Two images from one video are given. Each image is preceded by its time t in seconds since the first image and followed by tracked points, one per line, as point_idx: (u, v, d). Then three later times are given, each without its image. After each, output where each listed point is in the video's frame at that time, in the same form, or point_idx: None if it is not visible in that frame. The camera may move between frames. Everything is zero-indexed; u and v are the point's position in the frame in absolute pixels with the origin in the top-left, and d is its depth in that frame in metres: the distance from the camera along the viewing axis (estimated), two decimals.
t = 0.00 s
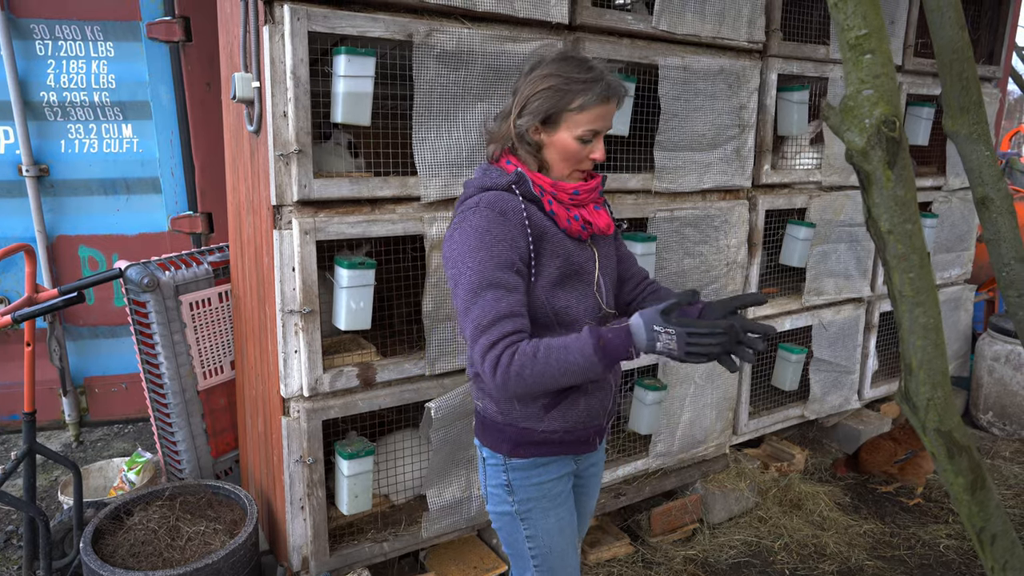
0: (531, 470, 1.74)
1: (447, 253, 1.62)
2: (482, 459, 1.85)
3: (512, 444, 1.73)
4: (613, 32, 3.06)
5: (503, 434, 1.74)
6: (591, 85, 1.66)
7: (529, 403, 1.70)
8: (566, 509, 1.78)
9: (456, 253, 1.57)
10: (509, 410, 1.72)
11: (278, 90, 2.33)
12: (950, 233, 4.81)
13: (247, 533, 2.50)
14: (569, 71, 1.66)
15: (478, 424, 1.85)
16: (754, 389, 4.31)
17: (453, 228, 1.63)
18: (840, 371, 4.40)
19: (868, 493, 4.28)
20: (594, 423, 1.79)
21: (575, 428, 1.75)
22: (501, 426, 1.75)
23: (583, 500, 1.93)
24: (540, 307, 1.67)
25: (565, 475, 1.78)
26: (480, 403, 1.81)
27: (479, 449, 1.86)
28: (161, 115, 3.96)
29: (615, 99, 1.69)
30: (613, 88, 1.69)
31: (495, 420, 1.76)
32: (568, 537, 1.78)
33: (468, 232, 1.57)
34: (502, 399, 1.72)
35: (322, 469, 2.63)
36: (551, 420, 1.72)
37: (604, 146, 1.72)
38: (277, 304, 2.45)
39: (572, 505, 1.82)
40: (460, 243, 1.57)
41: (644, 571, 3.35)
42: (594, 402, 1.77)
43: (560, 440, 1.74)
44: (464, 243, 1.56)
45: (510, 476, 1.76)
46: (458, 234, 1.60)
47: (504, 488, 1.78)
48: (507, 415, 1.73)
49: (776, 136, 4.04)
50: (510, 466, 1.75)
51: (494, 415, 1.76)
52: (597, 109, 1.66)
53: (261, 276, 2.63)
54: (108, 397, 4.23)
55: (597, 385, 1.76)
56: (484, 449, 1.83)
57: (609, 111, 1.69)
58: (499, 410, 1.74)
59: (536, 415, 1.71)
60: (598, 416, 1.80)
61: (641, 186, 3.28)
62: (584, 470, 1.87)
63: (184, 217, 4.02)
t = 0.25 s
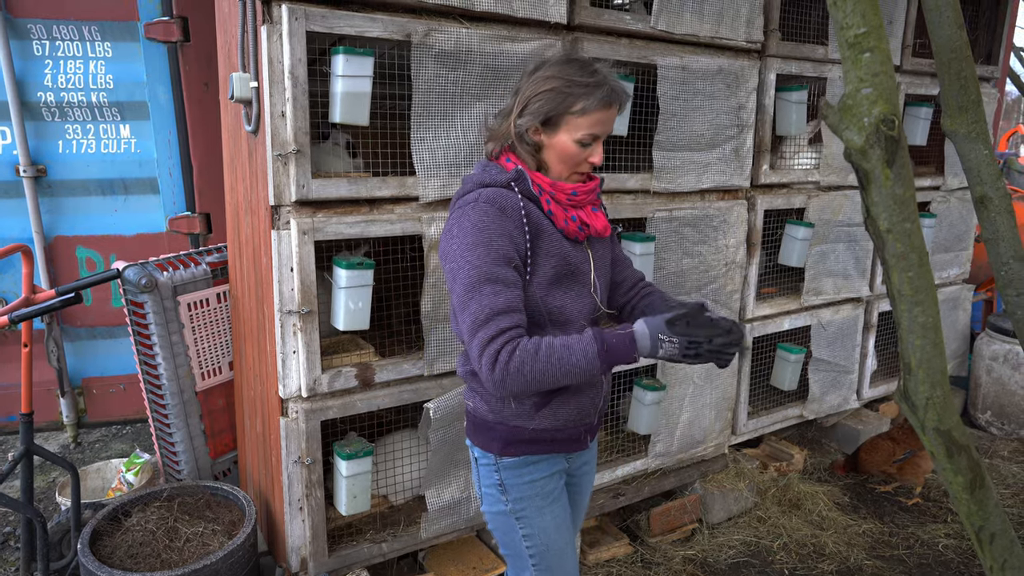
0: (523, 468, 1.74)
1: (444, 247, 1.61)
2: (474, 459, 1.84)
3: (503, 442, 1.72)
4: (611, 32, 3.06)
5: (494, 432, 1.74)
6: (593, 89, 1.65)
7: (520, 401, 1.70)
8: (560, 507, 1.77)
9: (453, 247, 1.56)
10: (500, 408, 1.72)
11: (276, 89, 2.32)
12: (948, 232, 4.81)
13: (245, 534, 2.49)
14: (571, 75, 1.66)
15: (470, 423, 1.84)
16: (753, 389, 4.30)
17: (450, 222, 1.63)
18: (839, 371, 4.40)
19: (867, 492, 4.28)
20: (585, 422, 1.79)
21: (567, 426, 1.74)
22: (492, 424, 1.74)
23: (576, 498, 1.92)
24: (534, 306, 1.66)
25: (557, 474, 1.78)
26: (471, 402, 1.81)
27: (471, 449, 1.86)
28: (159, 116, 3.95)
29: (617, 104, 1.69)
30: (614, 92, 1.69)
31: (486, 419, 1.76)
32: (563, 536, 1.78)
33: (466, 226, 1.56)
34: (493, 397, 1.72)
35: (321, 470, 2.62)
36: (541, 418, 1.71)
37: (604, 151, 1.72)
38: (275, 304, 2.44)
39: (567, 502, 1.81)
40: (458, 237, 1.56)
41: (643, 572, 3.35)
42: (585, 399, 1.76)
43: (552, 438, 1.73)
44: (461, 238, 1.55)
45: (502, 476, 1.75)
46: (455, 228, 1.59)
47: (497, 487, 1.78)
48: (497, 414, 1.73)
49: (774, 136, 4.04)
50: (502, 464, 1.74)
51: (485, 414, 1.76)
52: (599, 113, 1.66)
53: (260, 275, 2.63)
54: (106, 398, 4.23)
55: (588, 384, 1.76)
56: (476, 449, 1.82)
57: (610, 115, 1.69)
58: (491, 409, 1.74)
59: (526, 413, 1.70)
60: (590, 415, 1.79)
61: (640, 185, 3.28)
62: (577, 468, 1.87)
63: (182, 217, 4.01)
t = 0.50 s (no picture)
0: (519, 467, 1.73)
1: (441, 241, 1.60)
2: (469, 460, 1.84)
3: (498, 442, 1.71)
4: (610, 31, 3.06)
5: (489, 432, 1.73)
6: (600, 86, 1.64)
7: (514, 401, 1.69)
8: (558, 506, 1.77)
9: (449, 242, 1.55)
10: (494, 407, 1.71)
11: (274, 88, 2.32)
12: (947, 232, 4.81)
13: (243, 534, 2.49)
14: (579, 71, 1.65)
15: (464, 424, 1.83)
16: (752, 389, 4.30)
17: (448, 216, 1.61)
18: (838, 370, 4.39)
19: (865, 492, 4.27)
20: (580, 421, 1.78)
21: (562, 425, 1.74)
22: (486, 423, 1.73)
23: (573, 497, 1.92)
24: (531, 306, 1.65)
25: (553, 473, 1.77)
26: (466, 402, 1.80)
27: (466, 449, 1.85)
28: (157, 115, 3.94)
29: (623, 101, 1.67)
30: (622, 89, 1.67)
31: (481, 418, 1.75)
32: (561, 535, 1.77)
33: (463, 222, 1.55)
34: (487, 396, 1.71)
35: (319, 470, 2.62)
36: (536, 417, 1.70)
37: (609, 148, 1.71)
38: (273, 303, 2.43)
39: (564, 501, 1.80)
40: (455, 231, 1.55)
41: (642, 571, 3.34)
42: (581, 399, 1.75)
43: (547, 437, 1.73)
44: (458, 233, 1.54)
45: (498, 475, 1.75)
46: (453, 222, 1.58)
47: (493, 487, 1.77)
48: (492, 413, 1.72)
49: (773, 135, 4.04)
50: (497, 464, 1.74)
51: (479, 413, 1.75)
52: (605, 110, 1.65)
53: (258, 275, 2.62)
54: (103, 398, 4.21)
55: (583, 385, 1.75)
56: (471, 449, 1.81)
57: (616, 113, 1.67)
58: (485, 408, 1.73)
59: (521, 412, 1.70)
60: (585, 415, 1.79)
61: (639, 185, 3.27)
62: (573, 467, 1.86)
63: (180, 217, 3.99)
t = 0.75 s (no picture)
0: (520, 474, 1.72)
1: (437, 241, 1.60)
2: (469, 465, 1.83)
3: (499, 448, 1.71)
4: (607, 30, 3.05)
5: (489, 438, 1.72)
6: (578, 65, 1.62)
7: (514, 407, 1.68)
8: (557, 515, 1.76)
9: (440, 244, 1.54)
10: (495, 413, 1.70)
11: (270, 86, 2.31)
12: (944, 231, 4.81)
13: (240, 533, 2.48)
14: (548, 48, 1.65)
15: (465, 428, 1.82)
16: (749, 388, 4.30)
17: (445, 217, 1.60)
18: (836, 369, 4.39)
19: (863, 491, 4.28)
20: (579, 428, 1.77)
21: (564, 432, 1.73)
22: (486, 428, 1.72)
23: (573, 503, 1.91)
24: (530, 310, 1.64)
25: (554, 479, 1.77)
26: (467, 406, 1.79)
27: (466, 455, 1.84)
28: (153, 113, 3.91)
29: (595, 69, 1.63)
30: (595, 62, 1.65)
31: (481, 424, 1.74)
32: (561, 541, 1.77)
33: (457, 225, 1.53)
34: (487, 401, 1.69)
35: (315, 469, 2.61)
36: (538, 424, 1.69)
37: (591, 120, 1.63)
38: (269, 302, 2.42)
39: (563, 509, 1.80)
40: (447, 234, 1.54)
41: (640, 570, 3.34)
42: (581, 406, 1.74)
43: (548, 444, 1.72)
44: (449, 236, 1.53)
45: (498, 482, 1.74)
46: (447, 224, 1.56)
47: (492, 493, 1.76)
48: (493, 419, 1.70)
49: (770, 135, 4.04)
50: (498, 470, 1.73)
51: (480, 418, 1.74)
52: (573, 78, 1.61)
53: (254, 273, 2.61)
54: (99, 398, 4.20)
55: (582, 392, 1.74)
56: (471, 455, 1.81)
57: (590, 82, 1.63)
58: (486, 414, 1.72)
59: (522, 419, 1.68)
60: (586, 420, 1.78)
61: (636, 183, 3.27)
62: (574, 473, 1.85)
63: (177, 216, 3.97)
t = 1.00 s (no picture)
0: (506, 483, 1.67)
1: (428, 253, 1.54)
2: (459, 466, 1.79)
3: (487, 455, 1.65)
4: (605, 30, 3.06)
5: (478, 444, 1.66)
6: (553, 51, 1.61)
7: (506, 416, 1.61)
8: (541, 527, 1.72)
9: (430, 254, 1.49)
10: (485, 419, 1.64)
11: (267, 85, 2.31)
12: (942, 231, 4.82)
13: (237, 533, 2.48)
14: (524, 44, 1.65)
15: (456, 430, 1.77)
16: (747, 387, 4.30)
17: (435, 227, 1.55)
18: (834, 369, 4.39)
19: (861, 491, 4.28)
20: (576, 441, 1.69)
21: (557, 445, 1.66)
22: (475, 435, 1.66)
23: (568, 518, 1.84)
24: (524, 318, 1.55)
25: (544, 491, 1.71)
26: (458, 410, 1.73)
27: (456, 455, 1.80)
28: (151, 113, 3.92)
29: (563, 62, 1.60)
30: (561, 52, 1.62)
31: (471, 429, 1.68)
32: (541, 554, 1.73)
33: (445, 231, 1.47)
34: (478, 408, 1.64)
35: (313, 469, 2.61)
36: (529, 434, 1.63)
37: (557, 113, 1.57)
38: (267, 302, 2.42)
39: (551, 521, 1.75)
40: (435, 244, 1.49)
41: (638, 570, 3.34)
42: (578, 417, 1.66)
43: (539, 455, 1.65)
44: (439, 244, 1.47)
45: (484, 488, 1.69)
46: (436, 233, 1.51)
47: (478, 498, 1.72)
48: (483, 425, 1.64)
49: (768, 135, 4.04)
50: (485, 477, 1.68)
51: (470, 423, 1.68)
52: (537, 72, 1.59)
53: (251, 273, 2.61)
54: (97, 398, 4.20)
55: (582, 402, 1.65)
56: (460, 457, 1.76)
57: (557, 74, 1.59)
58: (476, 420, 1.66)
59: (513, 428, 1.62)
60: (584, 434, 1.69)
61: (634, 183, 3.28)
62: (571, 485, 1.78)
63: (174, 216, 3.94)
